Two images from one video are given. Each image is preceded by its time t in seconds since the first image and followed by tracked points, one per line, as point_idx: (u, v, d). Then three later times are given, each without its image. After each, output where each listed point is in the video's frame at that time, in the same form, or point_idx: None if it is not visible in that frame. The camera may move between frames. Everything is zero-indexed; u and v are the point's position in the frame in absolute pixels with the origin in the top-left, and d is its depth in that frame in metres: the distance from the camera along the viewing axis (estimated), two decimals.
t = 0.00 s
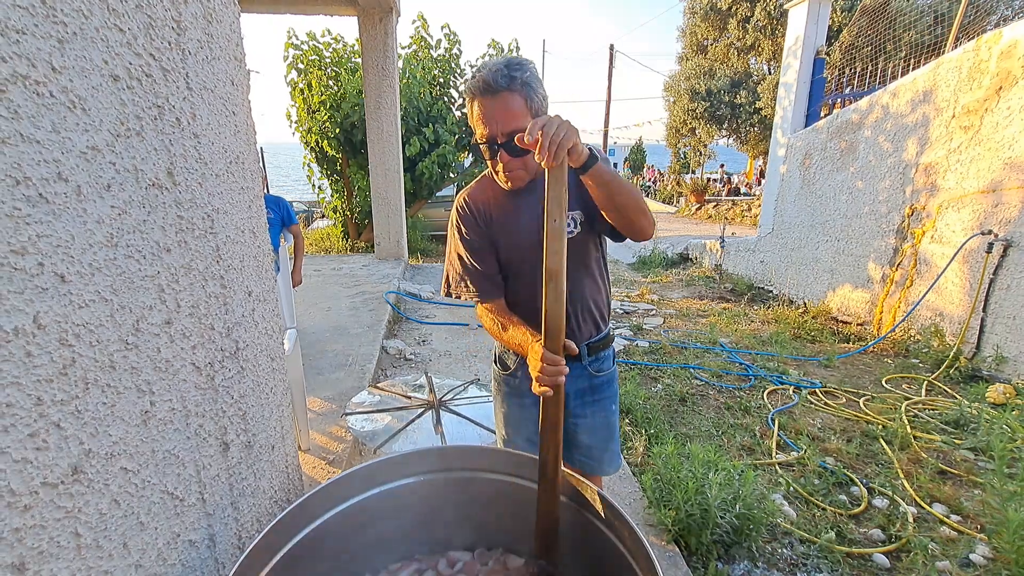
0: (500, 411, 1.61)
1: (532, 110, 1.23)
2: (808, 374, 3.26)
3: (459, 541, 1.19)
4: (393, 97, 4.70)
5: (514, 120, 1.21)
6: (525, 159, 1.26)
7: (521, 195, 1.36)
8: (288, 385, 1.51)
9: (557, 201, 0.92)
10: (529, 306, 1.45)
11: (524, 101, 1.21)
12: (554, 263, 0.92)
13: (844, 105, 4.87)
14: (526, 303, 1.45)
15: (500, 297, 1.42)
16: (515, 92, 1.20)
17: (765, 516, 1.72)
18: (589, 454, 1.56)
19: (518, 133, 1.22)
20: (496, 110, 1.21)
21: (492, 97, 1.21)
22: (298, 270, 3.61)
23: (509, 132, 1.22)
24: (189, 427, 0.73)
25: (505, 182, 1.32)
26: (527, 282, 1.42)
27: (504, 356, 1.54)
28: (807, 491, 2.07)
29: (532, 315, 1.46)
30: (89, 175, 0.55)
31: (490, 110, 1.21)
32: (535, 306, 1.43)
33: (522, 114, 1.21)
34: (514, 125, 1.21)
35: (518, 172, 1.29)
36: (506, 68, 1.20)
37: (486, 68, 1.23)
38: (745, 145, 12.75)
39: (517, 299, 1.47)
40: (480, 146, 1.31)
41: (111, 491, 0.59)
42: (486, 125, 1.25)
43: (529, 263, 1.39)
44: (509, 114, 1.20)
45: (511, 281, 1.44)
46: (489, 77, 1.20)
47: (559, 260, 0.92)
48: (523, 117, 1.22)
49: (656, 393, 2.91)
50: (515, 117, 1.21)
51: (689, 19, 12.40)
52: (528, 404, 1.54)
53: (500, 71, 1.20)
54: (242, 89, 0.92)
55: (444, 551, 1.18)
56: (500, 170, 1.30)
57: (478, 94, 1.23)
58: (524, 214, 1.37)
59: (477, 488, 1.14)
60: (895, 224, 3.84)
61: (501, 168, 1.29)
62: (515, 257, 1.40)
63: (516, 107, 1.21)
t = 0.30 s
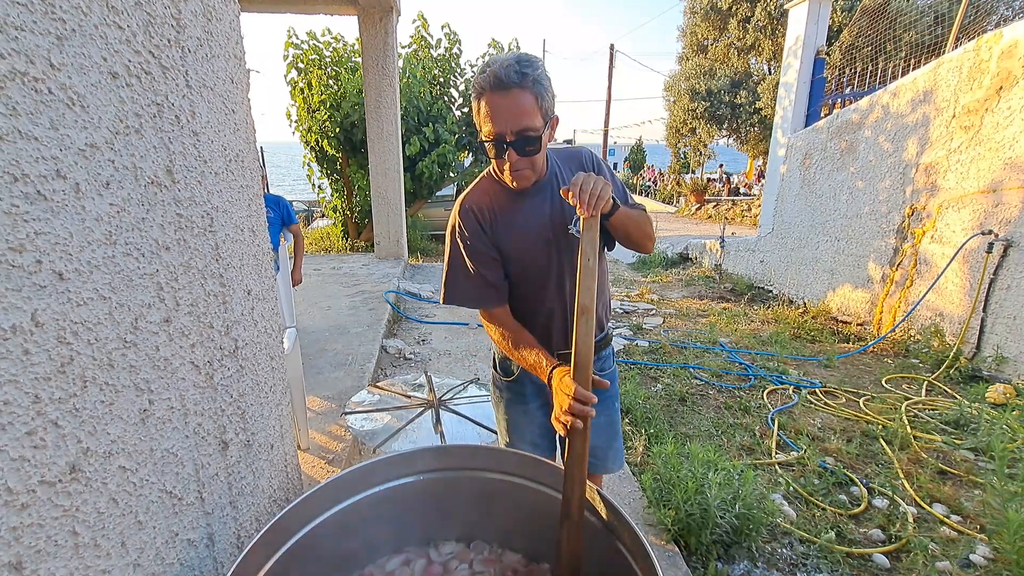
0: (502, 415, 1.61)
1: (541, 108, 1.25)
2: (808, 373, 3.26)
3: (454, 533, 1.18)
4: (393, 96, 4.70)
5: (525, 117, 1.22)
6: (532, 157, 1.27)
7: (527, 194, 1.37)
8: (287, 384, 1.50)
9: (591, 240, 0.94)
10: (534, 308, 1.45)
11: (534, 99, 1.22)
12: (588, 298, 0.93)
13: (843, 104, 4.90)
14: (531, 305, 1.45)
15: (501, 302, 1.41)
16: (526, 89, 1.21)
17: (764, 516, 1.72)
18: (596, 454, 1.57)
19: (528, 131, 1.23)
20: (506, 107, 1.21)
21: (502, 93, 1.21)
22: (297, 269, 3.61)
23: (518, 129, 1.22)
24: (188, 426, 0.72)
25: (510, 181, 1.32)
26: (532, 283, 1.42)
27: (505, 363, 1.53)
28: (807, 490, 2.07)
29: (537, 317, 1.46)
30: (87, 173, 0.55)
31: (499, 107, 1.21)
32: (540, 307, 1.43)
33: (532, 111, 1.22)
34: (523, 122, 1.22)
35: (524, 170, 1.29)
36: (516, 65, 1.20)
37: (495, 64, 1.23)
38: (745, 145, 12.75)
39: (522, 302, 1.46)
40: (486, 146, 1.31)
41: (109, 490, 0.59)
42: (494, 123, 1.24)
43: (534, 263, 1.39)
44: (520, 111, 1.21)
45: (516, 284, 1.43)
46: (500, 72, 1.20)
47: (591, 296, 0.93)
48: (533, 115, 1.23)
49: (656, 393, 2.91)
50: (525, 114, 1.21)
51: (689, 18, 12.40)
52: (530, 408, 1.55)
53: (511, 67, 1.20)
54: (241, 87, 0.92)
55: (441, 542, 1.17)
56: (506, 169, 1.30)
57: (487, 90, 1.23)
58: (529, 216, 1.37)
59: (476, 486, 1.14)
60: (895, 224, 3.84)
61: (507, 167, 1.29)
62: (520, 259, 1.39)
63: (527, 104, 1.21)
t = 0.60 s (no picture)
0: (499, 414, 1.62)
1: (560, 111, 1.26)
2: (808, 373, 3.26)
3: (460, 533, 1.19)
4: (393, 95, 4.70)
5: (545, 119, 1.22)
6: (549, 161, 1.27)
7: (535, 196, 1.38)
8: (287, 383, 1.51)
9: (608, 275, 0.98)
10: (537, 309, 1.46)
11: (556, 102, 1.24)
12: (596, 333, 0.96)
13: (843, 104, 4.90)
14: (534, 304, 1.45)
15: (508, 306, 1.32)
16: (550, 91, 1.22)
17: (764, 515, 1.72)
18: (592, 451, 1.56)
19: (549, 133, 1.24)
20: (529, 107, 1.21)
21: (526, 93, 1.21)
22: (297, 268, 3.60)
23: (538, 131, 1.23)
24: (189, 424, 0.73)
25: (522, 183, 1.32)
26: (537, 283, 1.42)
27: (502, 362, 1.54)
28: (807, 490, 2.07)
29: (540, 317, 1.47)
30: (88, 171, 0.55)
31: (522, 107, 1.21)
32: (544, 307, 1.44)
33: (554, 114, 1.23)
34: (545, 124, 1.22)
35: (538, 173, 1.29)
36: (542, 66, 1.21)
37: (518, 63, 1.23)
38: (745, 145, 12.74)
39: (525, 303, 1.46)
40: (500, 145, 1.30)
41: (110, 488, 0.59)
42: (514, 123, 1.23)
43: (540, 264, 1.39)
44: (543, 112, 1.21)
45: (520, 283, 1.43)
46: (524, 71, 1.20)
47: (599, 331, 0.96)
48: (555, 118, 1.24)
49: (656, 393, 2.91)
50: (548, 116, 1.22)
51: (689, 18, 12.40)
52: (527, 406, 1.56)
53: (537, 67, 1.21)
54: (242, 86, 0.92)
55: (448, 541, 1.18)
56: (518, 170, 1.29)
57: (509, 89, 1.22)
58: (536, 216, 1.38)
59: (479, 486, 1.15)
60: (895, 224, 3.84)
61: (522, 169, 1.28)
62: (527, 259, 1.39)
63: (550, 106, 1.22)
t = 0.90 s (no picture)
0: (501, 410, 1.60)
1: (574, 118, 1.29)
2: (807, 373, 3.26)
3: (465, 533, 1.20)
4: (393, 95, 4.70)
5: (563, 125, 1.24)
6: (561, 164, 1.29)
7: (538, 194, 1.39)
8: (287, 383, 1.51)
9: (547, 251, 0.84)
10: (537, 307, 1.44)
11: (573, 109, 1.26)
12: (528, 322, 0.84)
13: (843, 104, 4.89)
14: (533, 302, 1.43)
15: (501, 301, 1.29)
16: (570, 97, 1.24)
17: (763, 515, 1.72)
18: (592, 443, 1.55)
19: (564, 138, 1.26)
20: (550, 110, 1.22)
21: (546, 96, 1.22)
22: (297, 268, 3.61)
23: (555, 135, 1.25)
24: (189, 424, 0.73)
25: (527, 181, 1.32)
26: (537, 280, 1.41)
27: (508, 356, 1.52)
28: (805, 490, 2.07)
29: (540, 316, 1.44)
30: (88, 171, 0.55)
31: (540, 109, 1.22)
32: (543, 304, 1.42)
33: (569, 119, 1.26)
34: (562, 129, 1.25)
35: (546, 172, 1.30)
36: (562, 71, 1.24)
37: (536, 66, 1.24)
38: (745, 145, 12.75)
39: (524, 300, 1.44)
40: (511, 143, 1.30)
41: (110, 487, 0.59)
42: (530, 124, 1.24)
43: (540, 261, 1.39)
44: (562, 116, 1.23)
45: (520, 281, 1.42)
46: (549, 77, 1.22)
47: (533, 323, 0.84)
48: (570, 124, 1.27)
49: (655, 393, 2.91)
50: (565, 122, 1.24)
51: (689, 17, 12.40)
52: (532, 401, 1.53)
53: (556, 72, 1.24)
54: (242, 87, 0.93)
55: (448, 541, 1.18)
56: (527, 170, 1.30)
57: (528, 90, 1.23)
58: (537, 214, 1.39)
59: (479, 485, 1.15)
60: (894, 225, 3.84)
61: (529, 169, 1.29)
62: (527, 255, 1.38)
63: (568, 111, 1.24)
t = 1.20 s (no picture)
0: (498, 406, 1.63)
1: (562, 120, 1.28)
2: (806, 373, 3.27)
3: (468, 533, 1.20)
4: (393, 95, 4.70)
5: (550, 127, 1.25)
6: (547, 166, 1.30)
7: (522, 197, 1.38)
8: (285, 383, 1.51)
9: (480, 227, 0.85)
10: (521, 307, 1.45)
11: (558, 111, 1.25)
12: (465, 302, 0.86)
13: (842, 104, 4.89)
14: (518, 302, 1.45)
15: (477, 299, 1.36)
16: (555, 100, 1.24)
17: (762, 515, 1.72)
18: (588, 444, 1.55)
19: (550, 143, 1.28)
20: (534, 115, 1.24)
21: (530, 99, 1.23)
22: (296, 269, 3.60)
23: (541, 141, 1.27)
24: (186, 425, 0.73)
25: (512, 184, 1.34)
26: (521, 280, 1.43)
27: (503, 352, 1.56)
28: (804, 490, 2.07)
29: (525, 316, 1.46)
30: (86, 173, 0.55)
31: (525, 114, 1.24)
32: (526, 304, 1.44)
33: (554, 122, 1.26)
34: (547, 134, 1.26)
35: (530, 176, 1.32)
36: (547, 73, 1.23)
37: (521, 68, 1.24)
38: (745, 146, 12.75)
39: (509, 299, 1.46)
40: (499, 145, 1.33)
41: (108, 489, 0.59)
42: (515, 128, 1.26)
43: (523, 261, 1.40)
44: (546, 120, 1.24)
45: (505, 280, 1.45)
46: (535, 81, 1.22)
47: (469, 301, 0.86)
48: (556, 127, 1.27)
49: (654, 393, 2.91)
50: (551, 126, 1.26)
51: (689, 17, 12.41)
52: (526, 397, 1.56)
53: (540, 73, 1.23)
54: (241, 88, 0.93)
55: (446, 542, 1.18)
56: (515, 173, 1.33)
57: (511, 95, 1.25)
58: (521, 215, 1.39)
59: (478, 486, 1.16)
60: (894, 225, 3.84)
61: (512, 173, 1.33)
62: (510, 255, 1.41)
63: (553, 114, 1.25)
